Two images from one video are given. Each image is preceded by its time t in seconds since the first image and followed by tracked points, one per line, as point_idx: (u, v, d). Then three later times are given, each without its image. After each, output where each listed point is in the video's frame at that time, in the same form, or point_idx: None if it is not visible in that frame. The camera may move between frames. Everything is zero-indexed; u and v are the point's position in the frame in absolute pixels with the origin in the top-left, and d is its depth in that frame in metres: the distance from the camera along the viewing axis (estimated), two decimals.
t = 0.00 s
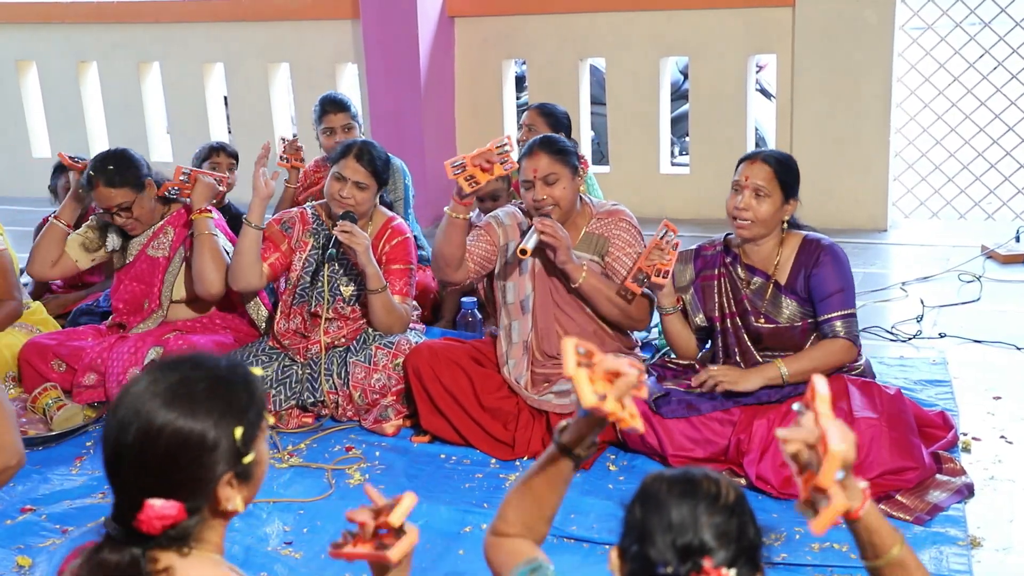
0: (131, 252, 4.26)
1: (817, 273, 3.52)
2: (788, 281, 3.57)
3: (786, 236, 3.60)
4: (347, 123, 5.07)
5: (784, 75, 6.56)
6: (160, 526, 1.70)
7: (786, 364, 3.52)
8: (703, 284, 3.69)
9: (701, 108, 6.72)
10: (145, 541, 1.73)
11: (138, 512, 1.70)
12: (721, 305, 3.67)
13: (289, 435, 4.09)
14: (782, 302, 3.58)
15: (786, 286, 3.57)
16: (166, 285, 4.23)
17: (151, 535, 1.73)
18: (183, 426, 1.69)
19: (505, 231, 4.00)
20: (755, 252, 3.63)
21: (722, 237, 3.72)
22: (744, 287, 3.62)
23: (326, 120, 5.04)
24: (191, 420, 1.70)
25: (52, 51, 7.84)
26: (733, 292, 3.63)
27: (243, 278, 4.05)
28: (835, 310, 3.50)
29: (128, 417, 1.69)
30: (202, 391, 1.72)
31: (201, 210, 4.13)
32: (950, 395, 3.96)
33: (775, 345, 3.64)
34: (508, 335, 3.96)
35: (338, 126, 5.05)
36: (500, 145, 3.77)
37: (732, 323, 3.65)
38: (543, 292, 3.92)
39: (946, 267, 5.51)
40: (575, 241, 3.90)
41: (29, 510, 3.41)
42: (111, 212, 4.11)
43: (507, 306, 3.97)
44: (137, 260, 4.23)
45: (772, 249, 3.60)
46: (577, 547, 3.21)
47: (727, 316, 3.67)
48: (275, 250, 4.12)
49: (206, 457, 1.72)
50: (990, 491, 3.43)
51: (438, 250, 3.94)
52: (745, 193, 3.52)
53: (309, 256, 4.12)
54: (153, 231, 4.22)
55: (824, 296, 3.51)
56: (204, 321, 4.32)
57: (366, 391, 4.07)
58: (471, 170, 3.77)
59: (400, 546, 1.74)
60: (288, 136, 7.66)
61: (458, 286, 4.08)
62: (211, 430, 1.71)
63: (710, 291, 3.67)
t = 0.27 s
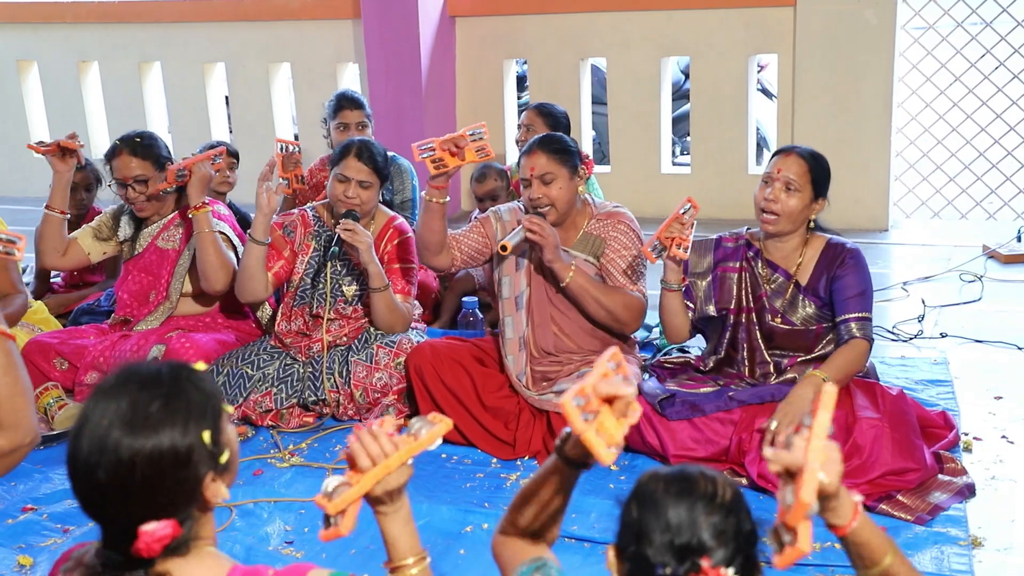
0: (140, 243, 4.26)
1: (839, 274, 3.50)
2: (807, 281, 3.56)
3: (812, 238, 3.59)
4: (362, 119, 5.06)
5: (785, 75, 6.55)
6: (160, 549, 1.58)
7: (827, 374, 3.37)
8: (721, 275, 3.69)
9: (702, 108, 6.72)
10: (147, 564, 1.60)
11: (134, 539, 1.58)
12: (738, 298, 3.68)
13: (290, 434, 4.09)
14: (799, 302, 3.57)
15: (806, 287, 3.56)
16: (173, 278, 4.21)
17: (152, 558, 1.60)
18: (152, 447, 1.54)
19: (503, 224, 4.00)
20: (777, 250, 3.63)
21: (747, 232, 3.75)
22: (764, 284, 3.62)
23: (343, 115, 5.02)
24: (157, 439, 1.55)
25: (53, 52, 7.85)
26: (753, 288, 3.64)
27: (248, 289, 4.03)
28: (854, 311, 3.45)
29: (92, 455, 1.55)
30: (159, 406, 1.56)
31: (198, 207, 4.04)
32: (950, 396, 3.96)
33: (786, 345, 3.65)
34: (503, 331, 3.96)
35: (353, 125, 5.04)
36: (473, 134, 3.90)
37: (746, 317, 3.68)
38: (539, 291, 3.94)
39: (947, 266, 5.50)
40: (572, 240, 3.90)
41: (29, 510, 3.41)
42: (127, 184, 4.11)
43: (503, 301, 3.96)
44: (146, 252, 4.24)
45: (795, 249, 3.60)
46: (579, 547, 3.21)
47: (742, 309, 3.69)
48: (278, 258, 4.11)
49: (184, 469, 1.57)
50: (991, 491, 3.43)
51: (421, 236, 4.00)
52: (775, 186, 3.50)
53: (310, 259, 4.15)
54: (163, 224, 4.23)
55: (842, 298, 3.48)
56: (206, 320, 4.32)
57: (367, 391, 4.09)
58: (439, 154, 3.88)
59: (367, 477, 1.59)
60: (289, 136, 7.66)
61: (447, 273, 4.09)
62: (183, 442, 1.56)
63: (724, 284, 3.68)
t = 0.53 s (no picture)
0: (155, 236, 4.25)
1: (863, 284, 3.52)
2: (833, 287, 3.57)
3: (844, 247, 3.59)
4: (387, 119, 4.98)
5: (792, 75, 6.55)
6: (153, 549, 1.68)
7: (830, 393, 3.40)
8: (747, 268, 3.67)
9: (709, 108, 6.71)
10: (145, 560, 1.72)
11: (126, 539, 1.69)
12: (761, 295, 3.66)
13: (297, 434, 4.08)
14: (822, 307, 3.59)
15: (831, 293, 3.58)
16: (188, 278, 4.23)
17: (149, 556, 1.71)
18: (130, 453, 1.64)
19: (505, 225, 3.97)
20: (806, 252, 3.62)
21: (777, 229, 3.72)
22: (790, 286, 3.62)
23: (368, 112, 4.94)
24: (134, 446, 1.64)
25: (61, 51, 7.86)
26: (777, 287, 3.64)
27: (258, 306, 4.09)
28: (869, 322, 3.47)
29: (74, 465, 1.65)
30: (133, 412, 1.66)
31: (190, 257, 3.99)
32: (959, 397, 3.95)
33: (802, 347, 3.67)
34: (508, 330, 3.96)
35: (378, 121, 4.96)
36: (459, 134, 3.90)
37: (766, 316, 3.68)
38: (543, 289, 3.92)
39: (955, 267, 5.50)
40: (577, 239, 3.92)
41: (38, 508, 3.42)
42: (148, 169, 4.10)
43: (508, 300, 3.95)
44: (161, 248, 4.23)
45: (826, 254, 3.60)
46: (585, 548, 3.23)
47: (763, 307, 3.68)
48: (286, 267, 4.14)
49: (165, 470, 1.67)
50: (1000, 493, 3.43)
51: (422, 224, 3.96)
52: (812, 194, 3.49)
53: (316, 261, 4.13)
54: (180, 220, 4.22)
55: (861, 306, 3.50)
56: (214, 319, 4.32)
57: (374, 390, 4.09)
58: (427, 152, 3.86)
59: (369, 434, 1.75)
60: (296, 135, 7.66)
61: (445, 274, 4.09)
62: (161, 445, 1.66)
63: (748, 279, 3.66)
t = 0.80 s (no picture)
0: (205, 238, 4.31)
1: (923, 297, 3.47)
2: (896, 298, 3.53)
3: (912, 260, 3.54)
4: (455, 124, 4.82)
5: (837, 76, 6.48)
6: (169, 541, 1.79)
7: (863, 402, 3.43)
8: (813, 272, 3.62)
9: (753, 109, 6.66)
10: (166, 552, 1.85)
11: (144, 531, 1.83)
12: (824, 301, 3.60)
13: (337, 431, 4.11)
14: (883, 319, 3.54)
15: (893, 304, 3.53)
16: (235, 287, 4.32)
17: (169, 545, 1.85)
18: (141, 448, 1.79)
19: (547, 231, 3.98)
20: (874, 261, 3.56)
21: (844, 232, 3.64)
22: (853, 295, 3.56)
23: (435, 115, 4.78)
24: (143, 442, 1.79)
25: (109, 51, 7.97)
26: (840, 295, 3.57)
27: (304, 329, 4.21)
28: (921, 335, 3.44)
29: (92, 462, 1.80)
30: (140, 407, 1.80)
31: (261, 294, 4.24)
32: (1006, 403, 3.89)
33: (859, 356, 3.60)
34: (550, 334, 3.96)
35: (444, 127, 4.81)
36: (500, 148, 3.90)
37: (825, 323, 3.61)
38: (585, 292, 3.93)
39: (1003, 271, 5.41)
40: (620, 242, 3.90)
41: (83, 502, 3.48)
42: (201, 170, 4.15)
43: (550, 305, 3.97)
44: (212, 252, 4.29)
45: (893, 265, 3.55)
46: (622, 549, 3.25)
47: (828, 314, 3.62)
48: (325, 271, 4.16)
49: (176, 462, 1.81)
50: None
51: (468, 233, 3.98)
52: (883, 207, 3.42)
53: (353, 265, 4.14)
54: (232, 225, 4.28)
55: (917, 318, 3.46)
56: (256, 317, 4.34)
57: (413, 389, 4.10)
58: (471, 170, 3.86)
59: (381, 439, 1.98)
60: (339, 134, 7.71)
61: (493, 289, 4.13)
62: (171, 439, 1.81)
63: (814, 282, 3.60)
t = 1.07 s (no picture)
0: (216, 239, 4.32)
1: (934, 300, 3.45)
2: (907, 301, 3.52)
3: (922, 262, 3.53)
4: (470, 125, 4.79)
5: (839, 76, 6.48)
6: (151, 527, 1.81)
7: (867, 402, 3.43)
8: (832, 277, 3.62)
9: (755, 109, 6.66)
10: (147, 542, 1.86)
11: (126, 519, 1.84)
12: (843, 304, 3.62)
13: (340, 431, 4.11)
14: (893, 322, 3.52)
15: (903, 307, 3.52)
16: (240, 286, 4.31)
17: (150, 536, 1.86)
18: (126, 437, 1.80)
19: (554, 228, 4.02)
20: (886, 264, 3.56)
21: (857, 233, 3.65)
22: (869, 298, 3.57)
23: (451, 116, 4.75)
24: (127, 431, 1.80)
25: (111, 51, 7.97)
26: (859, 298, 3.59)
27: (306, 336, 4.18)
28: (927, 337, 3.43)
29: (76, 450, 1.81)
30: (127, 394, 1.82)
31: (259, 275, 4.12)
32: (1009, 402, 3.89)
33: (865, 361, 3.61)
34: (555, 332, 3.95)
35: (460, 128, 4.80)
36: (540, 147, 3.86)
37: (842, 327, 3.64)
38: (591, 290, 3.93)
39: (1005, 271, 5.41)
40: (626, 239, 3.90)
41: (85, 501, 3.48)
42: (208, 171, 4.15)
43: (555, 303, 3.97)
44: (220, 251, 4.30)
45: (905, 269, 3.55)
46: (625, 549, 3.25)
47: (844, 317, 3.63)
48: (324, 275, 4.15)
49: (160, 451, 1.82)
50: None
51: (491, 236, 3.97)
52: (889, 207, 3.42)
53: (351, 267, 4.15)
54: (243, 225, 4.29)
55: (925, 321, 3.45)
56: (261, 317, 4.34)
57: (416, 389, 4.10)
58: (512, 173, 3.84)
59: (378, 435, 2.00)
60: (341, 134, 7.71)
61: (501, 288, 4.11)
62: (156, 430, 1.82)
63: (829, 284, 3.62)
